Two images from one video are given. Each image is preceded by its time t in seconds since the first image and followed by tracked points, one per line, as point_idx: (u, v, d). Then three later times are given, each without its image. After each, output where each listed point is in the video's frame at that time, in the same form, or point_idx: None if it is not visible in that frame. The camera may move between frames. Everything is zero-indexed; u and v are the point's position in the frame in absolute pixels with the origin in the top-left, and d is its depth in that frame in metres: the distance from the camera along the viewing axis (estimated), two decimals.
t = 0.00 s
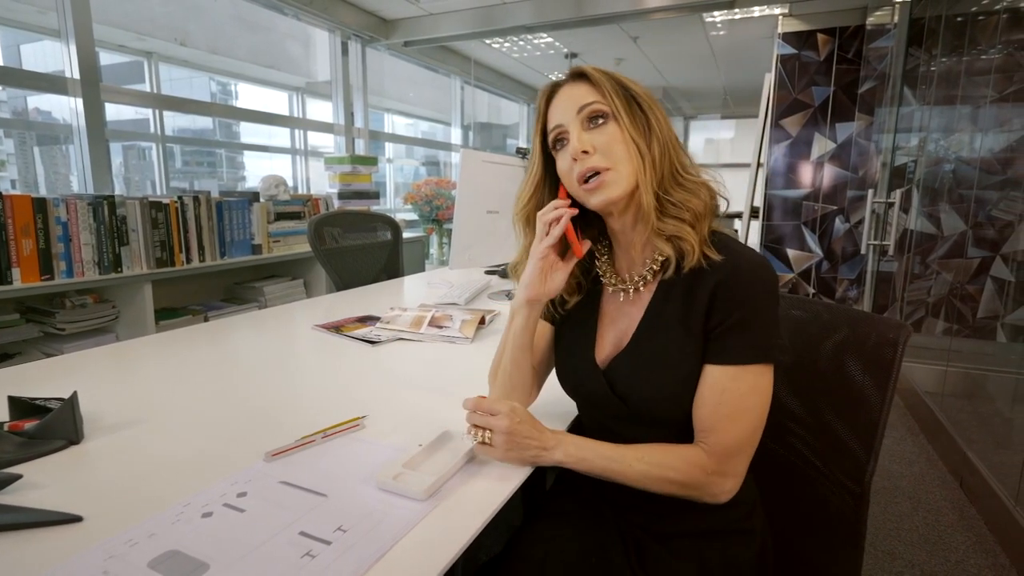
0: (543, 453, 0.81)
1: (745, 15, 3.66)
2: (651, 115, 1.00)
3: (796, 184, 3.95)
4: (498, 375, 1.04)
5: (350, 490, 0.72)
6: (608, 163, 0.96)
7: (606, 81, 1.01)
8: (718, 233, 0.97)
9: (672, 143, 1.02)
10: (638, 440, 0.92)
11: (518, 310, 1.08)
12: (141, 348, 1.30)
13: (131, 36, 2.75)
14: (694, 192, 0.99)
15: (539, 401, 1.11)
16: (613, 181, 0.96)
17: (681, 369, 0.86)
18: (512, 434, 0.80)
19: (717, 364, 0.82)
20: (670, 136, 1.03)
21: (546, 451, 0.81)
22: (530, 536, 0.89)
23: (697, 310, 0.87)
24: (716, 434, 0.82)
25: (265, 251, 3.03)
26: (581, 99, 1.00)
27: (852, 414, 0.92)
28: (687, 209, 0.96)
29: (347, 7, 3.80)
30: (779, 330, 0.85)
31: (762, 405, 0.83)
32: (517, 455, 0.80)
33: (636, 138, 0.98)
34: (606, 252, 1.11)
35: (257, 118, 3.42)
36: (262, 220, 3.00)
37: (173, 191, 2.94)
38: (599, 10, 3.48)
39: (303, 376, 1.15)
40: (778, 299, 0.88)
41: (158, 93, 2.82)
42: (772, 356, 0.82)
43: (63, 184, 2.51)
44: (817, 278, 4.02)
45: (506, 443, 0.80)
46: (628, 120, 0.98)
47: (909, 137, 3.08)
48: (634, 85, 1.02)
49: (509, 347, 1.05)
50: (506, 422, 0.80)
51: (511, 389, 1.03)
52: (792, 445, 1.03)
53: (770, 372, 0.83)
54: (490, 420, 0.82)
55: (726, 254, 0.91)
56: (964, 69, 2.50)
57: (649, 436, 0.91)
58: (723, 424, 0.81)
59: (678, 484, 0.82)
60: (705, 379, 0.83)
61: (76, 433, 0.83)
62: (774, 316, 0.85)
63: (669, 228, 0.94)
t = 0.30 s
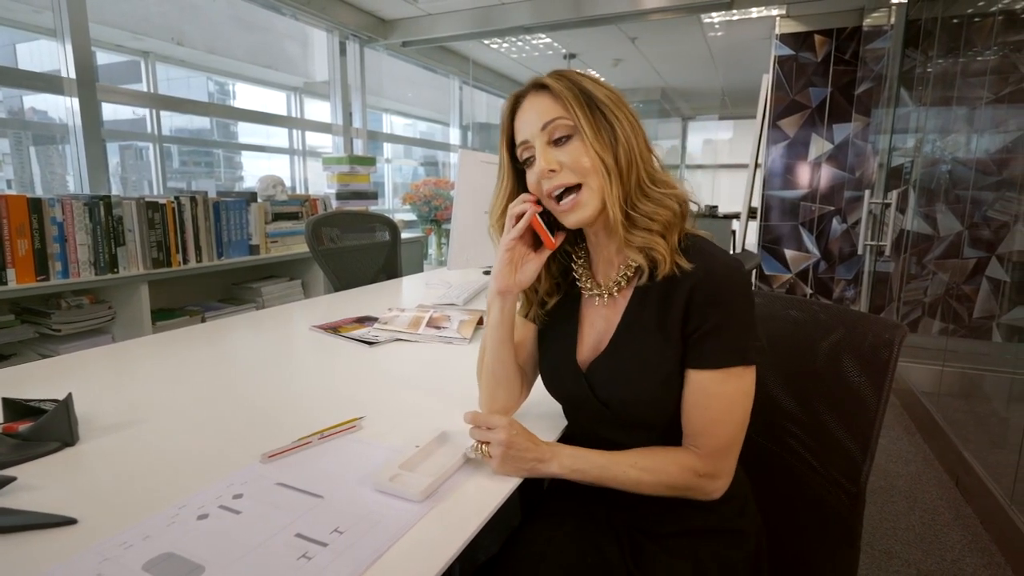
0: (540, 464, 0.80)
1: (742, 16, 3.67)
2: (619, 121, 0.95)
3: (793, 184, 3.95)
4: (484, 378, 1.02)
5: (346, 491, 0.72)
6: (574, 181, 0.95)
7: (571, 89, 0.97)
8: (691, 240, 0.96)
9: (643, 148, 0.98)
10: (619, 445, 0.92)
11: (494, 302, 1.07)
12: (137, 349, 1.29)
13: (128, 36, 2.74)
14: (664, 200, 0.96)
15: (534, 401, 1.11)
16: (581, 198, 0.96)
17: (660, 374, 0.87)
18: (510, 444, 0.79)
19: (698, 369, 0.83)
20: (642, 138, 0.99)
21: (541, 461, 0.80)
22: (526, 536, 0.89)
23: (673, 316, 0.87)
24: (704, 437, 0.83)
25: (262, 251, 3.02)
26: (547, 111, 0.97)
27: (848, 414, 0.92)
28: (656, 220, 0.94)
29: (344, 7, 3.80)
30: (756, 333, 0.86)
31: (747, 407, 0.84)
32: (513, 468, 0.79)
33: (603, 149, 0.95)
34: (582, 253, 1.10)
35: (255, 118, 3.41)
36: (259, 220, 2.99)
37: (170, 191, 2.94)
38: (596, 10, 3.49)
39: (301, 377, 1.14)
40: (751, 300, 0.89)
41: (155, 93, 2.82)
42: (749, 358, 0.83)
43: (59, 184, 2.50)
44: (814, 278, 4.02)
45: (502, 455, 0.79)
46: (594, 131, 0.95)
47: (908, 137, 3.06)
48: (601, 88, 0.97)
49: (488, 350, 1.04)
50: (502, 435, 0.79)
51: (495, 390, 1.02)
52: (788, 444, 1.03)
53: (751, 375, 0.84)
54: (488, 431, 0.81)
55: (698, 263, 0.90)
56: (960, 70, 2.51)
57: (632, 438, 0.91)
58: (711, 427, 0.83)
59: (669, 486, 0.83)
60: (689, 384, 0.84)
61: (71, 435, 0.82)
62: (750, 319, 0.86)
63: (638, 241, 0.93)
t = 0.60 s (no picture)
0: (540, 464, 0.80)
1: (741, 15, 3.67)
2: (608, 122, 0.94)
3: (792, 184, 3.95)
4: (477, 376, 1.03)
5: (344, 490, 0.72)
6: (563, 184, 0.95)
7: (558, 90, 0.95)
8: (683, 240, 0.96)
9: (633, 147, 0.97)
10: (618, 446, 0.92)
11: (477, 299, 1.08)
12: (135, 349, 1.29)
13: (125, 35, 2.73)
14: (655, 201, 0.95)
15: (533, 400, 1.11)
16: (570, 201, 0.96)
17: (656, 375, 0.86)
18: (512, 441, 0.79)
19: (695, 371, 0.83)
20: (633, 137, 0.97)
21: (542, 460, 0.80)
22: (525, 536, 0.89)
23: (669, 317, 0.87)
24: (703, 438, 0.83)
25: (260, 251, 3.02)
26: (535, 113, 0.96)
27: (847, 414, 0.92)
28: (646, 221, 0.94)
29: (343, 6, 3.80)
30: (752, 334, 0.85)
31: (744, 409, 0.84)
32: (513, 465, 0.79)
33: (592, 151, 0.94)
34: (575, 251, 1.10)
35: (254, 118, 3.41)
36: (258, 219, 2.98)
37: (168, 191, 2.93)
38: (595, 10, 3.49)
39: (298, 376, 1.14)
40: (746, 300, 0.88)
41: (153, 92, 2.81)
42: (746, 360, 0.83)
43: (56, 184, 2.49)
44: (813, 277, 4.03)
45: (503, 452, 0.79)
46: (581, 132, 0.94)
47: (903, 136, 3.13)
48: (589, 88, 0.96)
49: (480, 348, 1.04)
50: (506, 431, 0.79)
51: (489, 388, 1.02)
52: (787, 444, 1.03)
53: (748, 376, 0.84)
54: (490, 427, 0.80)
55: (688, 264, 0.90)
56: (958, 69, 2.51)
57: (628, 440, 0.91)
58: (709, 428, 0.83)
59: (668, 487, 0.83)
60: (687, 385, 0.84)
61: (68, 435, 0.82)
62: (746, 320, 0.85)
63: (627, 243, 0.93)
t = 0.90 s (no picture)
0: (542, 464, 0.80)
1: (739, 15, 3.68)
2: (607, 123, 0.94)
3: (791, 184, 3.96)
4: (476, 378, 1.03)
5: (345, 490, 0.72)
6: (562, 187, 0.95)
7: (557, 90, 0.95)
8: (684, 242, 0.96)
9: (633, 149, 0.96)
10: (619, 447, 0.92)
11: (477, 300, 1.08)
12: (134, 349, 1.29)
13: (124, 35, 2.73)
14: (655, 203, 0.95)
15: (534, 400, 1.11)
16: (569, 204, 0.96)
17: (657, 376, 0.86)
18: (514, 440, 0.79)
19: (696, 373, 0.83)
20: (633, 138, 0.97)
21: (544, 460, 0.80)
22: (526, 536, 0.89)
23: (670, 318, 0.87)
24: (704, 439, 0.83)
25: (259, 251, 3.01)
26: (533, 114, 0.96)
27: (849, 414, 0.92)
28: (646, 224, 0.94)
29: (342, 6, 3.79)
30: (754, 335, 0.86)
31: (746, 410, 0.84)
32: (515, 465, 0.79)
33: (591, 154, 0.94)
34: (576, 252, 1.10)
35: (253, 118, 3.41)
36: (257, 220, 2.98)
37: (167, 191, 2.92)
38: (594, 10, 3.49)
39: (298, 376, 1.14)
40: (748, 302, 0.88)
41: (152, 92, 2.81)
42: (748, 360, 0.83)
43: (55, 184, 2.49)
44: (812, 277, 4.03)
45: (505, 451, 0.79)
46: (580, 134, 0.94)
47: (903, 137, 3.09)
48: (588, 88, 0.95)
49: (480, 349, 1.04)
50: (508, 430, 0.79)
51: (490, 387, 1.02)
52: (789, 444, 1.03)
53: (750, 377, 0.84)
54: (493, 425, 0.80)
55: (688, 267, 0.90)
56: (957, 69, 2.52)
57: (629, 440, 0.91)
58: (711, 428, 0.83)
59: (670, 487, 0.83)
60: (688, 386, 0.84)
61: (69, 435, 0.82)
62: (747, 321, 0.85)
63: (626, 245, 0.93)
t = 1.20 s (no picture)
0: (545, 463, 0.80)
1: (740, 15, 3.68)
2: (608, 124, 0.94)
3: (791, 183, 3.96)
4: (480, 378, 1.03)
5: (350, 489, 0.72)
6: (563, 188, 0.95)
7: (557, 92, 0.95)
8: (688, 243, 0.95)
9: (635, 150, 0.96)
10: (623, 447, 0.92)
11: (480, 300, 1.09)
12: (136, 348, 1.29)
13: (125, 35, 2.73)
14: (658, 203, 0.95)
15: (536, 400, 1.11)
16: (571, 205, 0.96)
17: (662, 377, 0.86)
18: (520, 440, 0.79)
19: (702, 374, 0.83)
20: (635, 138, 0.96)
21: (548, 459, 0.80)
22: (529, 535, 0.89)
23: (674, 319, 0.87)
24: (709, 439, 0.83)
25: (260, 251, 3.01)
26: (534, 115, 0.97)
27: (852, 413, 0.92)
28: (648, 225, 0.94)
29: (343, 6, 3.80)
30: (759, 336, 0.86)
31: (751, 410, 0.84)
32: (519, 464, 0.79)
33: (593, 155, 0.94)
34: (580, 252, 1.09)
35: (253, 118, 3.41)
36: (258, 220, 2.98)
37: (168, 191, 2.93)
38: (594, 10, 3.49)
39: (299, 376, 1.14)
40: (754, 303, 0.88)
41: (152, 92, 2.81)
42: (753, 361, 0.83)
43: (56, 184, 2.49)
44: (813, 277, 4.03)
45: (509, 450, 0.79)
46: (581, 135, 0.94)
47: (904, 137, 3.10)
48: (590, 88, 0.95)
49: (483, 348, 1.04)
50: (513, 429, 0.79)
51: (494, 388, 1.02)
52: (792, 443, 1.03)
53: (755, 378, 0.84)
54: (498, 424, 0.80)
55: (691, 268, 0.90)
56: (958, 69, 2.52)
57: (634, 440, 0.91)
58: (716, 429, 0.83)
59: (674, 487, 0.83)
60: (692, 387, 0.84)
61: (72, 434, 0.82)
62: (751, 321, 0.85)
63: (629, 246, 0.93)
